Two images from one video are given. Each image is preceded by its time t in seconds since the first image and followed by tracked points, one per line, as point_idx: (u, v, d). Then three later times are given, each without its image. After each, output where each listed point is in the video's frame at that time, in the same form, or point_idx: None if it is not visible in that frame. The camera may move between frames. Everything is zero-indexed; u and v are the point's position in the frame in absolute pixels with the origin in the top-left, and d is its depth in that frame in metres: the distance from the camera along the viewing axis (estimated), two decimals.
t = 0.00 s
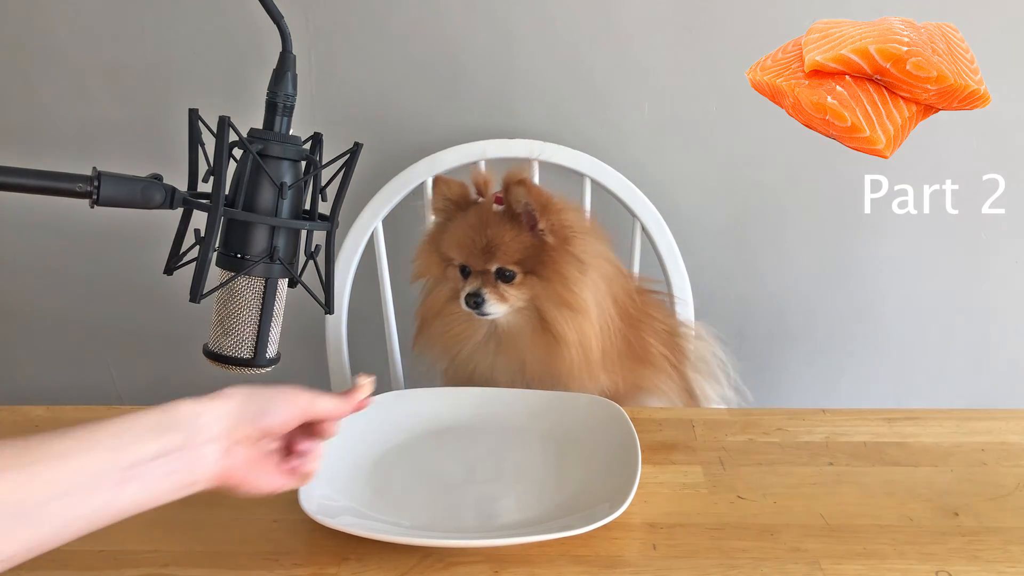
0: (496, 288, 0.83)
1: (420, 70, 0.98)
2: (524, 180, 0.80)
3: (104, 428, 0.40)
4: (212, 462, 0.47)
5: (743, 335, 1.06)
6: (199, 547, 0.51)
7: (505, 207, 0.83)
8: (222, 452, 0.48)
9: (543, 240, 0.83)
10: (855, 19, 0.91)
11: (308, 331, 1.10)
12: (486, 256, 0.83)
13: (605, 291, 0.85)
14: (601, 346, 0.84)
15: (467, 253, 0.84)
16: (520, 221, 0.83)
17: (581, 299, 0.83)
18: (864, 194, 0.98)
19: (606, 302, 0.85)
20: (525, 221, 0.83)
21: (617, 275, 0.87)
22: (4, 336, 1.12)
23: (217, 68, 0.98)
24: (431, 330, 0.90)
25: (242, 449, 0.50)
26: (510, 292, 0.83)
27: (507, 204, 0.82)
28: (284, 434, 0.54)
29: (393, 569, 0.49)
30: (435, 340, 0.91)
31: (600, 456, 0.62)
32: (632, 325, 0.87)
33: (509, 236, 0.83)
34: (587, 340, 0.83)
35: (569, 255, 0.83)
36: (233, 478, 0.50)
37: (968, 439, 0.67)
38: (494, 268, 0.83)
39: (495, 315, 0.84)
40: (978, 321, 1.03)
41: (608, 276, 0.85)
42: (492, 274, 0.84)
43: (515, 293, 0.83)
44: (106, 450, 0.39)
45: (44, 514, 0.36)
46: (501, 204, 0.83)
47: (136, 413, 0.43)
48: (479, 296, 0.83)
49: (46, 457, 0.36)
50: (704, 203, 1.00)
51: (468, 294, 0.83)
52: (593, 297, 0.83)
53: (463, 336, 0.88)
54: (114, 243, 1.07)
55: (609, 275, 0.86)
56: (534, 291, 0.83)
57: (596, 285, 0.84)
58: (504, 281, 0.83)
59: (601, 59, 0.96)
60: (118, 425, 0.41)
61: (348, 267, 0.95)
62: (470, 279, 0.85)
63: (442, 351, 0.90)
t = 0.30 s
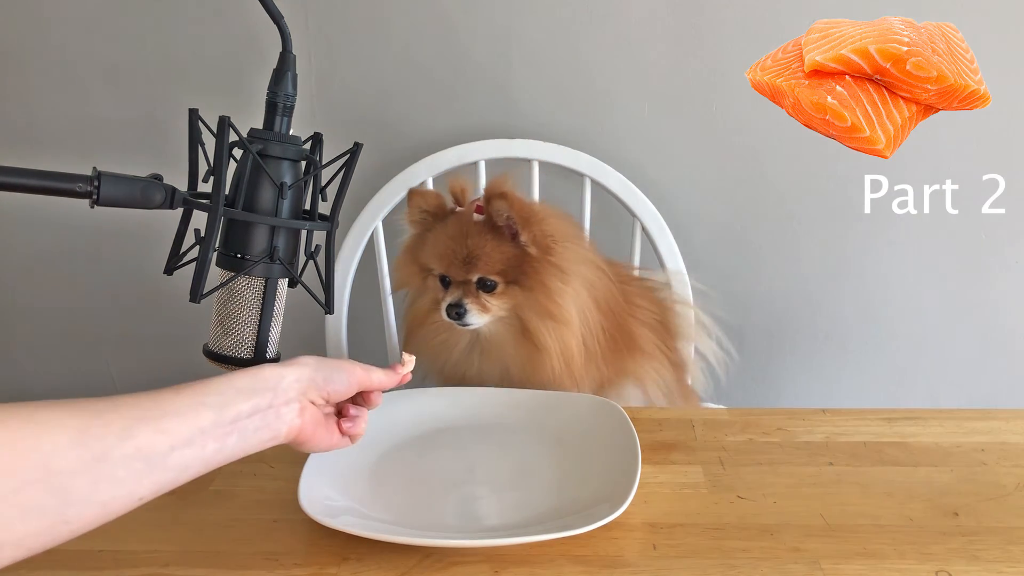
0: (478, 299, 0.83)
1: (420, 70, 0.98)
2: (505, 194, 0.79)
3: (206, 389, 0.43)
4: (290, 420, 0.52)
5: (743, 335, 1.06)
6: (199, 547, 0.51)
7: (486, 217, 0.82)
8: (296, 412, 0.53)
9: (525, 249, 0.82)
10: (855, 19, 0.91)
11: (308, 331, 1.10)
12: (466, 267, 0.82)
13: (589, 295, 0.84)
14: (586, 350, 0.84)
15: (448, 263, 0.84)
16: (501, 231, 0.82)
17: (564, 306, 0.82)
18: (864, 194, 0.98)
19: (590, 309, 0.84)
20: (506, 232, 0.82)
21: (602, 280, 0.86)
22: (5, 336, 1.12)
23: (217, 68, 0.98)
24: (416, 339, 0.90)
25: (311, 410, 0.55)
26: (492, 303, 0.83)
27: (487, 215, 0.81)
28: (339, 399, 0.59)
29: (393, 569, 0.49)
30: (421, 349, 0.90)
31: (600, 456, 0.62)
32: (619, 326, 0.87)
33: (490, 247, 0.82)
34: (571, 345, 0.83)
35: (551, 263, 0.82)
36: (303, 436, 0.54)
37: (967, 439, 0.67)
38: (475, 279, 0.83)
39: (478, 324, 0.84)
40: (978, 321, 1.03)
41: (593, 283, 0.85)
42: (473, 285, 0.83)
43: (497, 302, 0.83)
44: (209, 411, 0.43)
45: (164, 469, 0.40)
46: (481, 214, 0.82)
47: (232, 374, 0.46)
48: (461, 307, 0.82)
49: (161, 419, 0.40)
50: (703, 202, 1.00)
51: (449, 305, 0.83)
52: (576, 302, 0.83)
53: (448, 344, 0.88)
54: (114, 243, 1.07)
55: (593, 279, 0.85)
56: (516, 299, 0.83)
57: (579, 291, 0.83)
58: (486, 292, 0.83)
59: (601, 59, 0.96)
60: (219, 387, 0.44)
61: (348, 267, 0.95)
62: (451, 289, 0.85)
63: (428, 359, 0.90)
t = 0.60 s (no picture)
0: (452, 312, 0.77)
1: (421, 69, 0.98)
2: (499, 215, 0.73)
3: (223, 392, 0.44)
4: (304, 418, 0.52)
5: (743, 335, 1.06)
6: (200, 547, 0.51)
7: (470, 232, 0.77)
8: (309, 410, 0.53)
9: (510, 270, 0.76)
10: (855, 19, 0.91)
11: (308, 331, 1.10)
12: (443, 283, 0.77)
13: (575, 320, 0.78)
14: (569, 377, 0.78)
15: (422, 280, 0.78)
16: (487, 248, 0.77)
17: (547, 332, 0.76)
18: (864, 193, 0.98)
19: (574, 334, 0.78)
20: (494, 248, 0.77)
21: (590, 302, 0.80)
22: (6, 336, 1.12)
23: (217, 68, 0.98)
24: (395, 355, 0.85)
25: (324, 407, 0.55)
26: (467, 318, 0.77)
27: (472, 230, 0.77)
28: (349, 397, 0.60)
29: (393, 569, 0.49)
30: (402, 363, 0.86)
31: (601, 457, 0.62)
32: (606, 351, 0.80)
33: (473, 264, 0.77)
34: (552, 372, 0.77)
35: (536, 286, 0.76)
36: (317, 433, 0.55)
37: (967, 438, 0.67)
38: (449, 292, 0.77)
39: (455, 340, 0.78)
40: (977, 321, 1.02)
41: (578, 305, 0.78)
42: (448, 298, 0.77)
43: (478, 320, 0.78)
44: (228, 412, 0.43)
45: (189, 468, 0.40)
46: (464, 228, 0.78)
47: (244, 377, 0.46)
48: (432, 321, 0.76)
49: (183, 419, 0.40)
50: (703, 202, 1.00)
51: (421, 319, 0.76)
52: (560, 328, 0.77)
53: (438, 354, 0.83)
54: (115, 243, 1.07)
55: (580, 302, 0.79)
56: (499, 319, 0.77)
57: (564, 317, 0.77)
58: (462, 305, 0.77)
59: (601, 59, 0.96)
60: (233, 389, 0.44)
61: (348, 267, 0.95)
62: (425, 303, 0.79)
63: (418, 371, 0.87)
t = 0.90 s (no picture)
0: (427, 338, 0.73)
1: (421, 69, 0.98)
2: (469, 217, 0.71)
3: (236, 404, 0.44)
4: (313, 431, 0.53)
5: (743, 335, 1.06)
6: (200, 547, 0.51)
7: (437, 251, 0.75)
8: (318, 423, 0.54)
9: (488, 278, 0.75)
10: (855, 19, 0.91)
11: (309, 330, 1.10)
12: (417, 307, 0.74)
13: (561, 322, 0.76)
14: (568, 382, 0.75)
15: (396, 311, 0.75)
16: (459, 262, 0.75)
17: (535, 336, 0.74)
18: (864, 193, 0.98)
19: (563, 337, 0.76)
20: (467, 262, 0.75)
21: (574, 306, 0.78)
22: (6, 335, 1.12)
23: (217, 68, 0.98)
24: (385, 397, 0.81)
25: (333, 420, 0.57)
26: (447, 341, 0.74)
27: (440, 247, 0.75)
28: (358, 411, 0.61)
29: (393, 569, 0.49)
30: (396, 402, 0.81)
31: (601, 457, 0.62)
32: (602, 351, 0.78)
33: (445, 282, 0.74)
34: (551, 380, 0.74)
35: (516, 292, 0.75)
36: (326, 445, 0.56)
37: (967, 439, 0.67)
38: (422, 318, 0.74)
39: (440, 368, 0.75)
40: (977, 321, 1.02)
41: (563, 311, 0.77)
42: (421, 326, 0.74)
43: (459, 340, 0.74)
44: (237, 424, 0.44)
45: (198, 479, 0.40)
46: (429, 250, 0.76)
47: (259, 388, 0.47)
48: (408, 353, 0.73)
49: (194, 431, 0.41)
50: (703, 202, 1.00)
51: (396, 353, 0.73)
52: (548, 332, 0.75)
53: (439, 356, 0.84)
54: (115, 242, 1.07)
55: (565, 304, 0.77)
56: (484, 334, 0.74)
57: (550, 320, 0.75)
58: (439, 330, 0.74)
59: (601, 59, 0.96)
60: (247, 401, 0.45)
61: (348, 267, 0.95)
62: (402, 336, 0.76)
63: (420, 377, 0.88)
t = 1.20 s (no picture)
0: (441, 340, 0.73)
1: (420, 70, 0.98)
2: (476, 216, 0.71)
3: (239, 405, 0.44)
4: (319, 434, 0.53)
5: (743, 335, 1.06)
6: (199, 548, 0.51)
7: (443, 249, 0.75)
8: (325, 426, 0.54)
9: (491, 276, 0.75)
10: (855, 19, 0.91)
11: (309, 330, 1.10)
12: (423, 308, 0.73)
13: (563, 319, 0.76)
14: (568, 379, 0.75)
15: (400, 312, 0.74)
16: (465, 260, 0.74)
17: (537, 333, 0.73)
18: (864, 193, 0.98)
19: (564, 333, 0.75)
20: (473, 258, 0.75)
21: (572, 298, 0.77)
22: (6, 335, 1.12)
23: (217, 67, 0.98)
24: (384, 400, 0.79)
25: (338, 423, 0.56)
26: (461, 340, 0.73)
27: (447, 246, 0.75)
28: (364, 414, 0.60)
29: (393, 569, 0.49)
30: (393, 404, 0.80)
31: (601, 457, 0.62)
32: (603, 347, 0.77)
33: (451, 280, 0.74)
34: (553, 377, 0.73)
35: (518, 288, 0.74)
36: (330, 449, 0.56)
37: (967, 438, 0.67)
38: (433, 319, 0.73)
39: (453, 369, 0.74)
40: (977, 321, 1.02)
41: (559, 302, 0.76)
42: (432, 327, 0.73)
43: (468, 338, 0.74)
44: (240, 427, 0.43)
45: (196, 482, 0.40)
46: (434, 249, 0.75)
47: (265, 389, 0.47)
48: (424, 356, 0.72)
49: (194, 433, 0.40)
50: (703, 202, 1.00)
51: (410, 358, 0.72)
52: (550, 329, 0.74)
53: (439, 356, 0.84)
54: (115, 242, 1.07)
55: (566, 300, 0.76)
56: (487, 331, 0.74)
57: (553, 316, 0.75)
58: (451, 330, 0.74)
59: (601, 58, 0.96)
60: (250, 403, 0.45)
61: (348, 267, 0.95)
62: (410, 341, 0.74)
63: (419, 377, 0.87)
